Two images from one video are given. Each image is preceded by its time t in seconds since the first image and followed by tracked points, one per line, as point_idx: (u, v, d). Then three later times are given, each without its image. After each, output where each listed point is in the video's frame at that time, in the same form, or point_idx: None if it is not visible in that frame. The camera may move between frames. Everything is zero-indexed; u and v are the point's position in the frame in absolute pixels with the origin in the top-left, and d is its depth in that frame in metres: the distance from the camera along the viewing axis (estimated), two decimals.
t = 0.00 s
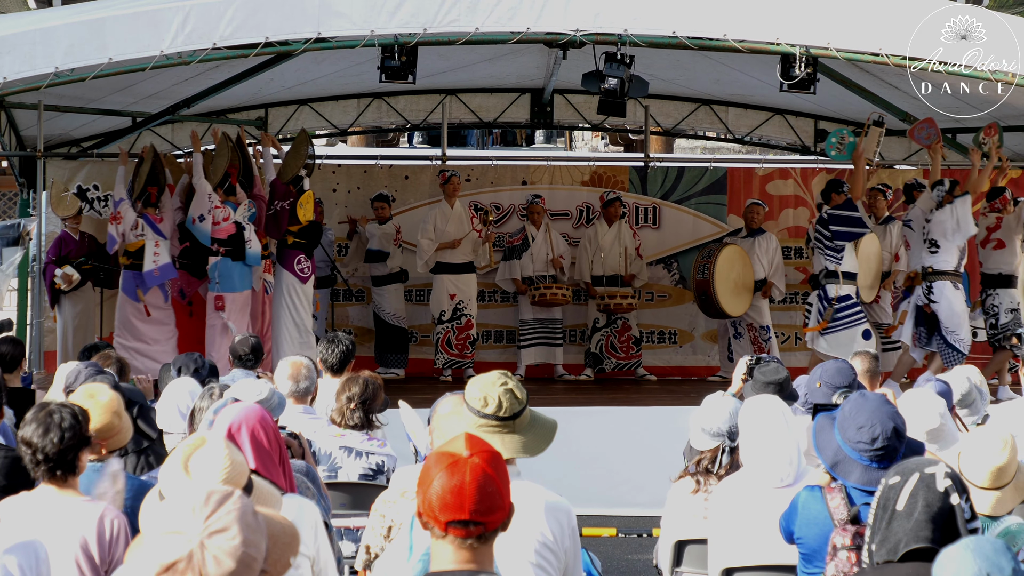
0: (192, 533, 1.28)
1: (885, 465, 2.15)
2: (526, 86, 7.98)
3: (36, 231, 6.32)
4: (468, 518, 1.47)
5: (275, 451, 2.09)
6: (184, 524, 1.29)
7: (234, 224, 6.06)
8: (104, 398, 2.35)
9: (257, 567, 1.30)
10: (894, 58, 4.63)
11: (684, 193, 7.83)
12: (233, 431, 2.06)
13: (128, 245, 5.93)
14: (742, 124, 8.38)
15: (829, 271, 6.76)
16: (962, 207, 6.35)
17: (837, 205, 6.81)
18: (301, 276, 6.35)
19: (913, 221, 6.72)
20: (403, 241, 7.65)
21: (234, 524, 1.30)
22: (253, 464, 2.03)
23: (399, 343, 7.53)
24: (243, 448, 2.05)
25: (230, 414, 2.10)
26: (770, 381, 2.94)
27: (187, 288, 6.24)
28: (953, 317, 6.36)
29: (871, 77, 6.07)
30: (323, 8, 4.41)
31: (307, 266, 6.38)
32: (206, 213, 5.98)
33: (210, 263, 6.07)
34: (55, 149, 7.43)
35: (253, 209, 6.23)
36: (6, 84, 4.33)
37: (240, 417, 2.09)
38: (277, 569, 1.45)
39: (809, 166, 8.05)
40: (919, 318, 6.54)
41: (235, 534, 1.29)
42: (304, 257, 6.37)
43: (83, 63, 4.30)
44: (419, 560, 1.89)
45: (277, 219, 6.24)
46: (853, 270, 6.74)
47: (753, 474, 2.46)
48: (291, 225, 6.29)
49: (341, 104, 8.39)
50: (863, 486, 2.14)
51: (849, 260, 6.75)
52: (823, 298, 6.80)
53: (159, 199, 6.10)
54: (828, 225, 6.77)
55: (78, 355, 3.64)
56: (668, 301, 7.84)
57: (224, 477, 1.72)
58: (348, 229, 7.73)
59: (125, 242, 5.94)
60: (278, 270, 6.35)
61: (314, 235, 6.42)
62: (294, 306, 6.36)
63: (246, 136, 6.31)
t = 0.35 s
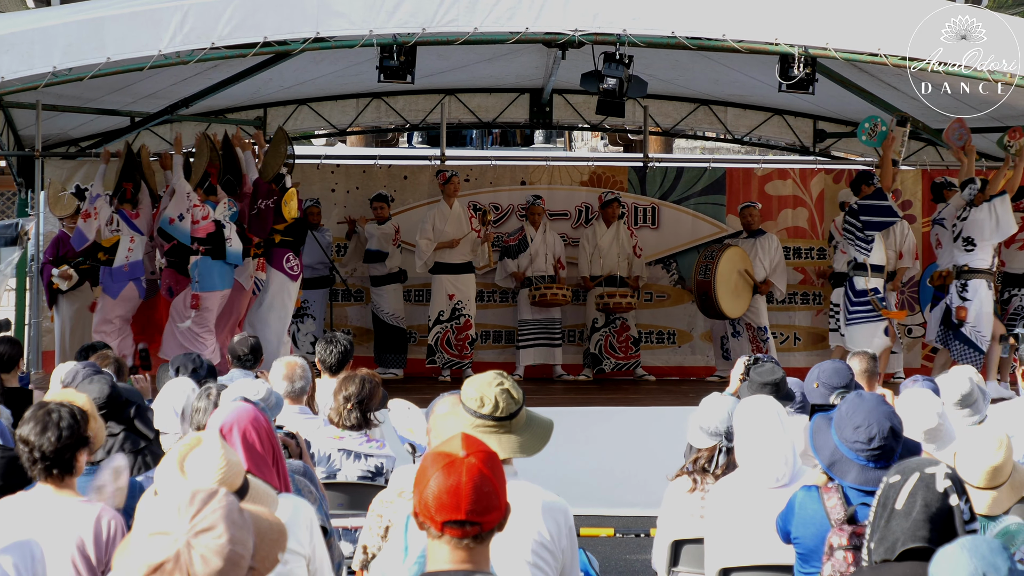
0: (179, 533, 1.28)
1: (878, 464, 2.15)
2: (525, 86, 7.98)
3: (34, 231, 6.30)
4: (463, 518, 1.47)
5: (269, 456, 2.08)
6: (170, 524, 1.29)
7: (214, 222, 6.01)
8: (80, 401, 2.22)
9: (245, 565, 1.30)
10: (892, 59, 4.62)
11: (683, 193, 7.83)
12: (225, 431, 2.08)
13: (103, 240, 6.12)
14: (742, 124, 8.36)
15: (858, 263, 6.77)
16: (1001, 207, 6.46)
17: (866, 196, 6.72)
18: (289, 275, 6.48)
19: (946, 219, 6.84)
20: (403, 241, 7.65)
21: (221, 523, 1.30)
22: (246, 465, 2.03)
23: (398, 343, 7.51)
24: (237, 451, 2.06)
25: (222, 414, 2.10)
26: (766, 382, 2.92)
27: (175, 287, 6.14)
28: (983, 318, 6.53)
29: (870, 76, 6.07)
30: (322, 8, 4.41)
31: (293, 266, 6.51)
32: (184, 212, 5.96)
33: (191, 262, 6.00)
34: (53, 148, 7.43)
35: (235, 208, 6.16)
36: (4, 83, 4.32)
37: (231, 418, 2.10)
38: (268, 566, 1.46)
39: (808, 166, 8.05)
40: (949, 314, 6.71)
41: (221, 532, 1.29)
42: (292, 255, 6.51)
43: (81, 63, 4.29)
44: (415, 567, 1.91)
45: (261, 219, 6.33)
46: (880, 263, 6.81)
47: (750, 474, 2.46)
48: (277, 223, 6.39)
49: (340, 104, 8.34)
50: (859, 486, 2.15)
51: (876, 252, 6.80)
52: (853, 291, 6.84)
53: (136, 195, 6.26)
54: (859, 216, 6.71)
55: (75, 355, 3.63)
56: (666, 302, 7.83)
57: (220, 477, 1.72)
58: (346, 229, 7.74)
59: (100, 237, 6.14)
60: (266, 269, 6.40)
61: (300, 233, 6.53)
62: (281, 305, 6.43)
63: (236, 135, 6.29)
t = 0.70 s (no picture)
0: (174, 534, 1.28)
1: (878, 463, 2.17)
2: (524, 87, 7.99)
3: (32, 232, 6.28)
4: (462, 518, 1.47)
5: (269, 449, 2.10)
6: (164, 525, 1.29)
7: (193, 230, 6.02)
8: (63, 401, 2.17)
9: (240, 565, 1.30)
10: (890, 59, 4.63)
11: (682, 192, 7.84)
12: (229, 433, 2.07)
13: (92, 252, 6.18)
14: (740, 124, 8.40)
15: (884, 269, 6.74)
16: None
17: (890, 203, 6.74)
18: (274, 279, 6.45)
19: (971, 224, 6.92)
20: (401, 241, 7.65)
21: (215, 523, 1.30)
22: (249, 466, 2.04)
23: (397, 344, 7.51)
24: (240, 449, 2.06)
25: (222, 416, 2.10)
26: (763, 382, 2.93)
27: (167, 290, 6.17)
28: None
29: (868, 76, 6.07)
30: (320, 8, 4.40)
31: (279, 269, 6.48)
32: (163, 221, 5.97)
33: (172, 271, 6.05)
34: (50, 149, 7.42)
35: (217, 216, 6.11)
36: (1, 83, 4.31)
37: (234, 417, 2.09)
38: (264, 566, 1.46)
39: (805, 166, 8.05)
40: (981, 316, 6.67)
41: (216, 532, 1.29)
42: (274, 261, 6.46)
43: (79, 63, 4.28)
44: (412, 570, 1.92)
45: (244, 225, 6.19)
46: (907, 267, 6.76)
47: (749, 474, 2.47)
48: (260, 229, 6.31)
49: (338, 105, 8.37)
50: (858, 486, 2.16)
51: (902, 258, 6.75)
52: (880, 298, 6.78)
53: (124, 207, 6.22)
54: (884, 222, 6.69)
55: (73, 356, 3.63)
56: (665, 301, 7.82)
57: (216, 479, 1.71)
58: (346, 230, 7.75)
59: (90, 249, 6.20)
60: (252, 275, 6.41)
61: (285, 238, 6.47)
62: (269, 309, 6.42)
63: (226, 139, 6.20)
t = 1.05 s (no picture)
0: (173, 534, 1.28)
1: (878, 463, 2.17)
2: (521, 87, 8.00)
3: (30, 232, 6.20)
4: (458, 519, 1.47)
5: (268, 446, 2.12)
6: (163, 525, 1.28)
7: (157, 230, 5.81)
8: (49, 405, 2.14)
9: (239, 565, 1.29)
10: (886, 61, 4.64)
11: (679, 194, 7.83)
12: (230, 433, 2.08)
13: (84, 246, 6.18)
14: (737, 125, 8.47)
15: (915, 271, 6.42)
16: None
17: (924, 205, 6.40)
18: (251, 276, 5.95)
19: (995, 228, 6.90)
20: (399, 242, 7.64)
21: (215, 523, 1.29)
22: (250, 466, 2.07)
23: (394, 344, 7.53)
24: (241, 447, 2.08)
25: (220, 416, 2.10)
26: (763, 383, 2.91)
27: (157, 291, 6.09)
28: None
29: (864, 78, 6.08)
30: (318, 8, 4.41)
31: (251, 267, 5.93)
32: (127, 220, 5.82)
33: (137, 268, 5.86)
34: (46, 149, 7.40)
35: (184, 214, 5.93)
36: None
37: (233, 416, 2.09)
38: (261, 566, 1.45)
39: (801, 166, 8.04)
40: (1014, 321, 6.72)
41: (216, 532, 1.28)
42: (244, 258, 5.90)
43: (76, 63, 4.28)
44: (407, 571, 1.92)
45: (213, 220, 5.85)
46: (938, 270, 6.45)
47: (747, 474, 2.48)
48: (227, 226, 5.84)
49: (336, 104, 8.41)
50: (854, 486, 2.16)
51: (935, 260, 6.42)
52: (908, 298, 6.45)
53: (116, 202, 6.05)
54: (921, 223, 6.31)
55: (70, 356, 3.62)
56: (664, 302, 7.83)
57: (212, 478, 1.72)
58: (343, 230, 7.74)
59: (81, 243, 6.20)
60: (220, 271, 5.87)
61: (256, 236, 5.91)
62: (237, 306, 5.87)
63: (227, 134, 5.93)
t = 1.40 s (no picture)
0: (125, 535, 1.21)
1: (835, 462, 2.12)
2: (480, 87, 8.01)
3: None
4: (417, 520, 1.44)
5: (230, 446, 2.05)
6: (114, 526, 1.21)
7: (98, 227, 5.87)
8: None
9: (193, 565, 1.22)
10: (846, 61, 4.65)
11: (638, 195, 7.83)
12: (188, 433, 2.01)
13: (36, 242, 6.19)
14: (697, 126, 8.48)
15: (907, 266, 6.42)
16: None
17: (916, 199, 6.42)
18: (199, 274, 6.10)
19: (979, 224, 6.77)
20: (358, 242, 7.65)
21: (168, 522, 1.22)
22: (209, 467, 2.00)
23: (353, 344, 7.52)
24: (199, 449, 2.00)
25: (180, 414, 2.04)
26: (720, 382, 3.01)
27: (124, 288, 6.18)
28: None
29: (825, 79, 6.11)
30: (278, 8, 4.40)
31: (195, 264, 6.06)
32: (70, 217, 5.86)
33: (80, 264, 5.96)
34: (6, 149, 7.37)
35: (127, 210, 6.00)
36: None
37: (191, 416, 2.03)
38: (215, 564, 1.39)
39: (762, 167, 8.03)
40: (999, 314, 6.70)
41: (168, 532, 1.21)
42: (184, 257, 6.01)
43: (35, 63, 4.30)
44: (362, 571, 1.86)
45: (154, 219, 5.94)
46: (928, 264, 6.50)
47: (706, 474, 2.45)
48: (167, 225, 5.93)
49: (296, 104, 8.34)
50: (813, 486, 2.10)
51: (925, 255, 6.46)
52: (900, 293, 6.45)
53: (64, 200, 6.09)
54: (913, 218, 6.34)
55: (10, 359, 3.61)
56: (621, 302, 7.83)
57: (170, 479, 1.68)
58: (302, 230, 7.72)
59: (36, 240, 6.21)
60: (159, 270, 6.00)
61: (197, 233, 6.03)
62: (179, 304, 5.98)
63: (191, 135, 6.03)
